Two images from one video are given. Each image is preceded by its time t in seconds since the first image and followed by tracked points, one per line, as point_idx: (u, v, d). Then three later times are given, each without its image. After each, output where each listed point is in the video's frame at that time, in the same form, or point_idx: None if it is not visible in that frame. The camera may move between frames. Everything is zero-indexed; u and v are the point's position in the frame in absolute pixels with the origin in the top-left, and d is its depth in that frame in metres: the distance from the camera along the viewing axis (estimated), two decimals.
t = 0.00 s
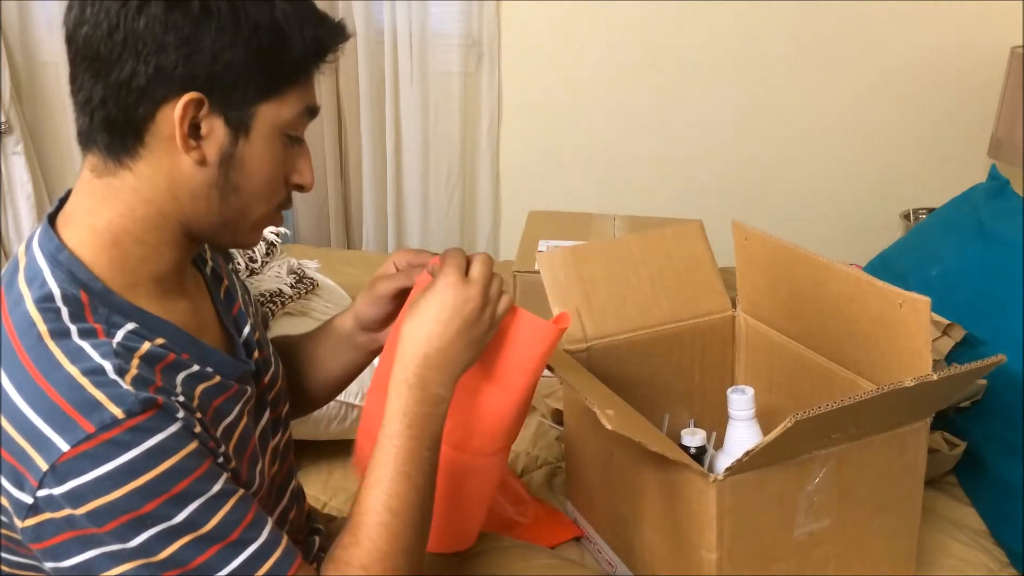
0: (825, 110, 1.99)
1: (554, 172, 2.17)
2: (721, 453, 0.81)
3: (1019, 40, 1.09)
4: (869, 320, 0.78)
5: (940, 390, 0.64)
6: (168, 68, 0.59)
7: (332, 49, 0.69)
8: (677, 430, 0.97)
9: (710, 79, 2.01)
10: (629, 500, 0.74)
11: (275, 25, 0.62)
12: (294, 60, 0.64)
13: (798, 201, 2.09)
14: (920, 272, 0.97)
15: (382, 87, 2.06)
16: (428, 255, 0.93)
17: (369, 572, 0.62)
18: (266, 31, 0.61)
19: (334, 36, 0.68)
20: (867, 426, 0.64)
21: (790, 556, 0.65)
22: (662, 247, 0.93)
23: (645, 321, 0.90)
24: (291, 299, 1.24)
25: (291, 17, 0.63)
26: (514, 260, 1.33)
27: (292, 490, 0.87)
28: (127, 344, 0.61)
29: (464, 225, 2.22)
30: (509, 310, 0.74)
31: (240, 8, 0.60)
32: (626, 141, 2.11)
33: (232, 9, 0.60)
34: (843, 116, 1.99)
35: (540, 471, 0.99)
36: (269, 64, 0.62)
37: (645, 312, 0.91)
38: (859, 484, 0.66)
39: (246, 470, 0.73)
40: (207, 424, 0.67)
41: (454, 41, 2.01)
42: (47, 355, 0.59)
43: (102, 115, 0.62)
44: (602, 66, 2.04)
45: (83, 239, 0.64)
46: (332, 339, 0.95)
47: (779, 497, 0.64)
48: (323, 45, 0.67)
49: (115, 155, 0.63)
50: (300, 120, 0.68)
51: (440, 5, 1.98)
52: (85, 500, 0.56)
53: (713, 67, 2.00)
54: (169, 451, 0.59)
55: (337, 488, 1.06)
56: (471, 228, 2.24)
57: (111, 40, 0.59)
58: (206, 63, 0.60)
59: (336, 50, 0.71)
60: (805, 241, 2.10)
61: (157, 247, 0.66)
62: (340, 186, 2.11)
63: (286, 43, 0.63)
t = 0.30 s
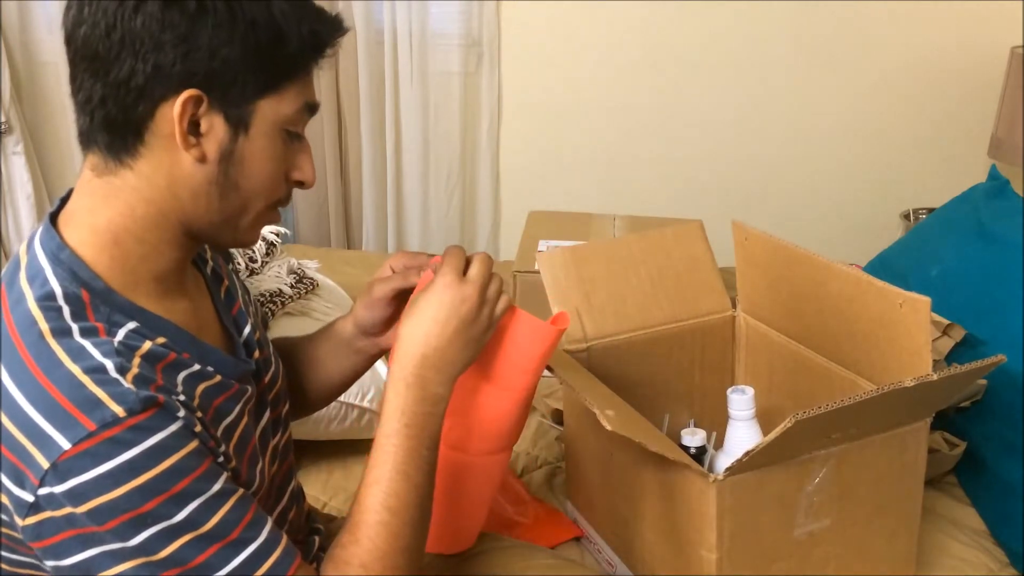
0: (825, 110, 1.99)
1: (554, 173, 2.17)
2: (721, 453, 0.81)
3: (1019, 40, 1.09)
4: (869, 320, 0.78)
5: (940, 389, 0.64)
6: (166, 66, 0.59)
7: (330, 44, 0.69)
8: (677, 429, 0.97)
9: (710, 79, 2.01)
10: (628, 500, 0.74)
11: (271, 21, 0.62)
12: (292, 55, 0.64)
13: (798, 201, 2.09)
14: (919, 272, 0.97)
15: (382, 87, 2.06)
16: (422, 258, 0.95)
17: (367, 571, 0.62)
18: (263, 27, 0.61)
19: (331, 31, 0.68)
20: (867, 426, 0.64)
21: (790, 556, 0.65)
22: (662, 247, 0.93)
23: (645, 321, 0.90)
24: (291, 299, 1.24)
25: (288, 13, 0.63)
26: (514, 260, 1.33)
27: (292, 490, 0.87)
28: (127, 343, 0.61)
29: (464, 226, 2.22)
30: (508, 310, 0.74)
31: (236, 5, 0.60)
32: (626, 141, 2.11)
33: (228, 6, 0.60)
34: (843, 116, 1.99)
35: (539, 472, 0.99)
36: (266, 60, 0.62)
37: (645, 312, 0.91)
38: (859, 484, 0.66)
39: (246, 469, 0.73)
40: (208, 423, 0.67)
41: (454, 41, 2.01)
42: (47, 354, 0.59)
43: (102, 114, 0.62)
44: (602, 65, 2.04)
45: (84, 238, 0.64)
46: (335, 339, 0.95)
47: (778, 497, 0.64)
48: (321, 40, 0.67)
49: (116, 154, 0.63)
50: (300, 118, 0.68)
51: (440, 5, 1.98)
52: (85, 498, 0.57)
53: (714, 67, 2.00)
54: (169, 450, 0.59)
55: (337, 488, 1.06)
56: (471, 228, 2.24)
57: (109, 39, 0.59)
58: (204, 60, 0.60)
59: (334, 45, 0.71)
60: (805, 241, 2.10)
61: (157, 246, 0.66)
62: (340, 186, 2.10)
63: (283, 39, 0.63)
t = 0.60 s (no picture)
0: (825, 110, 1.99)
1: (554, 173, 2.17)
2: (721, 453, 0.81)
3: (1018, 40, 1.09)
4: (869, 320, 0.78)
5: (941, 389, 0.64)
6: (165, 65, 0.59)
7: (330, 43, 0.69)
8: (677, 430, 0.97)
9: (710, 79, 2.01)
10: (628, 500, 0.74)
11: (271, 20, 0.62)
12: (292, 53, 0.64)
13: (798, 201, 2.09)
14: (919, 272, 0.97)
15: (382, 87, 2.06)
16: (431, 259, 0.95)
17: (368, 571, 0.62)
18: (262, 25, 0.62)
19: (330, 30, 0.68)
20: (868, 426, 0.64)
21: (790, 556, 0.65)
22: (662, 247, 0.93)
23: (645, 321, 0.90)
24: (291, 299, 1.24)
25: (287, 12, 0.63)
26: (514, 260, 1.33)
27: (292, 491, 0.87)
28: (128, 343, 0.61)
29: (464, 226, 2.22)
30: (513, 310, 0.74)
31: (235, 4, 0.60)
32: (626, 141, 2.11)
33: (228, 5, 0.60)
34: (843, 116, 1.99)
35: (540, 471, 0.99)
36: (266, 58, 0.62)
37: (645, 312, 0.91)
38: (859, 484, 0.66)
39: (247, 468, 0.73)
40: (208, 423, 0.67)
41: (454, 41, 2.01)
42: (48, 353, 0.59)
43: (103, 112, 0.62)
44: (603, 65, 2.04)
45: (85, 237, 0.64)
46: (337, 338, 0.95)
47: (779, 496, 0.64)
48: (321, 39, 0.67)
49: (116, 153, 0.63)
50: (300, 117, 0.68)
51: (440, 5, 1.98)
52: (86, 497, 0.57)
53: (714, 67, 2.00)
54: (170, 449, 0.59)
55: (337, 488, 1.06)
56: (471, 228, 2.24)
57: (109, 39, 0.59)
58: (204, 59, 0.60)
59: (333, 44, 0.71)
60: (805, 241, 2.10)
61: (158, 246, 0.66)
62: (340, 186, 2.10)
63: (282, 37, 0.63)
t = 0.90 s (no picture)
0: (825, 110, 1.99)
1: (554, 173, 2.17)
2: (721, 453, 0.81)
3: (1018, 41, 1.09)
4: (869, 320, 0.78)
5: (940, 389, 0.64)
6: (169, 63, 0.59)
7: (331, 42, 0.69)
8: (677, 430, 0.97)
9: (710, 79, 2.01)
10: (629, 500, 0.74)
11: (273, 18, 0.62)
12: (293, 51, 0.64)
13: (798, 201, 2.08)
14: (919, 272, 0.97)
15: (383, 88, 2.06)
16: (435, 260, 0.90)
17: (369, 570, 0.62)
18: (265, 24, 0.61)
19: (332, 28, 0.68)
20: (868, 425, 0.64)
21: (790, 556, 0.65)
22: (662, 248, 0.93)
23: (646, 321, 0.90)
24: (291, 299, 1.24)
25: (289, 10, 0.63)
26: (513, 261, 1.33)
27: (291, 491, 0.87)
28: (129, 342, 0.61)
29: (464, 226, 2.22)
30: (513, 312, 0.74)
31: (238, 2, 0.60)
32: (626, 140, 2.10)
33: (230, 3, 0.60)
34: (843, 116, 1.99)
35: (540, 472, 0.99)
36: (268, 56, 0.62)
37: (645, 312, 0.90)
38: (860, 484, 0.66)
39: (247, 468, 0.73)
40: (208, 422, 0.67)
41: (454, 41, 2.01)
42: (51, 352, 0.59)
43: (105, 112, 0.62)
44: (603, 65, 2.04)
45: (87, 237, 0.64)
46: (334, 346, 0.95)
47: (779, 496, 0.64)
48: (322, 37, 0.67)
49: (119, 152, 0.63)
50: (302, 117, 0.68)
51: (440, 5, 1.98)
52: (88, 495, 0.57)
53: (715, 67, 2.00)
54: (171, 448, 0.59)
55: (337, 488, 1.06)
56: (471, 228, 2.24)
57: (112, 38, 0.59)
58: (207, 57, 0.60)
59: (334, 43, 0.71)
60: (805, 241, 2.10)
61: (159, 245, 0.66)
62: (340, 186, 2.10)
63: (284, 36, 0.63)
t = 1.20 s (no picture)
0: (826, 110, 1.99)
1: (554, 173, 2.17)
2: (721, 453, 0.82)
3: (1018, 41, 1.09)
4: (869, 320, 0.77)
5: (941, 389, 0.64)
6: (165, 66, 0.59)
7: (326, 34, 0.69)
8: (677, 430, 0.97)
9: (710, 79, 2.01)
10: (629, 500, 0.74)
11: (269, 15, 0.62)
12: (290, 48, 0.64)
13: (798, 201, 2.09)
14: (919, 272, 0.97)
15: (383, 88, 2.06)
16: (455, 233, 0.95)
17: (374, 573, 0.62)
18: (261, 21, 0.61)
19: (327, 21, 0.68)
20: (868, 426, 0.64)
21: (791, 556, 0.65)
22: (662, 248, 0.93)
23: (646, 321, 0.90)
24: (291, 299, 1.24)
25: (283, 7, 0.63)
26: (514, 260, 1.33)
27: (292, 490, 0.87)
28: (130, 341, 0.61)
29: (464, 226, 2.22)
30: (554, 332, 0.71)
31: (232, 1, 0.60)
32: (626, 140, 2.10)
33: (225, 2, 0.60)
34: (844, 116, 1.98)
35: (539, 472, 0.99)
36: (266, 53, 0.62)
37: (645, 311, 0.90)
38: (860, 484, 0.66)
39: (248, 467, 0.73)
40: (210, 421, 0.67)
41: (454, 41, 2.01)
42: (51, 351, 0.59)
43: (103, 115, 0.62)
44: (603, 65, 2.04)
45: (87, 236, 0.64)
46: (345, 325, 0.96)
47: (779, 497, 0.64)
48: (318, 31, 0.67)
49: (118, 154, 0.63)
50: (300, 113, 0.68)
51: (440, 5, 1.98)
52: (88, 494, 0.57)
53: (715, 66, 2.00)
54: (171, 447, 0.59)
55: (337, 488, 1.06)
56: (471, 229, 2.24)
57: (108, 42, 0.59)
58: (203, 57, 0.60)
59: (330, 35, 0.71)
60: (805, 241, 2.11)
61: (160, 245, 0.66)
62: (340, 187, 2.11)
63: (280, 33, 0.63)
